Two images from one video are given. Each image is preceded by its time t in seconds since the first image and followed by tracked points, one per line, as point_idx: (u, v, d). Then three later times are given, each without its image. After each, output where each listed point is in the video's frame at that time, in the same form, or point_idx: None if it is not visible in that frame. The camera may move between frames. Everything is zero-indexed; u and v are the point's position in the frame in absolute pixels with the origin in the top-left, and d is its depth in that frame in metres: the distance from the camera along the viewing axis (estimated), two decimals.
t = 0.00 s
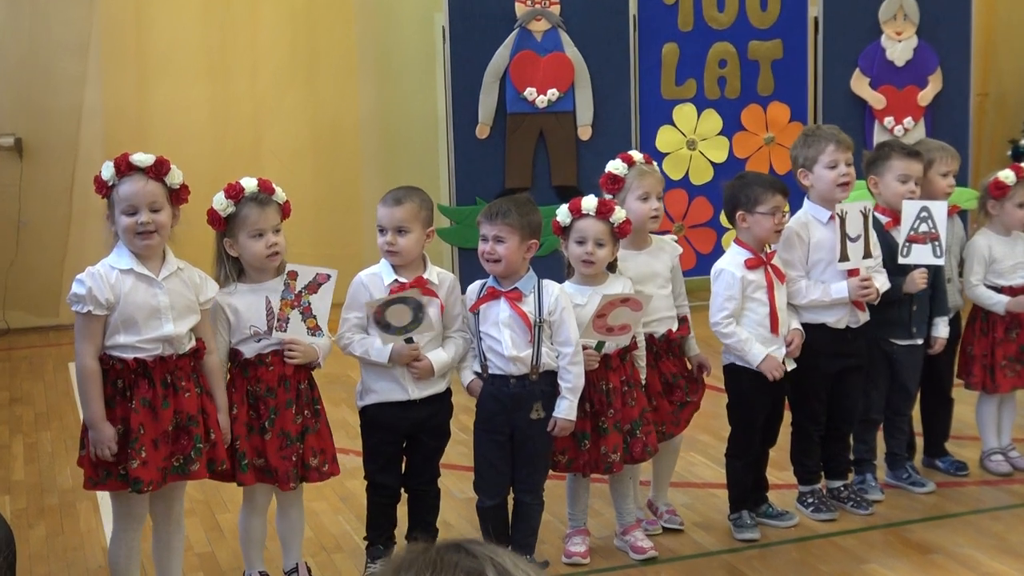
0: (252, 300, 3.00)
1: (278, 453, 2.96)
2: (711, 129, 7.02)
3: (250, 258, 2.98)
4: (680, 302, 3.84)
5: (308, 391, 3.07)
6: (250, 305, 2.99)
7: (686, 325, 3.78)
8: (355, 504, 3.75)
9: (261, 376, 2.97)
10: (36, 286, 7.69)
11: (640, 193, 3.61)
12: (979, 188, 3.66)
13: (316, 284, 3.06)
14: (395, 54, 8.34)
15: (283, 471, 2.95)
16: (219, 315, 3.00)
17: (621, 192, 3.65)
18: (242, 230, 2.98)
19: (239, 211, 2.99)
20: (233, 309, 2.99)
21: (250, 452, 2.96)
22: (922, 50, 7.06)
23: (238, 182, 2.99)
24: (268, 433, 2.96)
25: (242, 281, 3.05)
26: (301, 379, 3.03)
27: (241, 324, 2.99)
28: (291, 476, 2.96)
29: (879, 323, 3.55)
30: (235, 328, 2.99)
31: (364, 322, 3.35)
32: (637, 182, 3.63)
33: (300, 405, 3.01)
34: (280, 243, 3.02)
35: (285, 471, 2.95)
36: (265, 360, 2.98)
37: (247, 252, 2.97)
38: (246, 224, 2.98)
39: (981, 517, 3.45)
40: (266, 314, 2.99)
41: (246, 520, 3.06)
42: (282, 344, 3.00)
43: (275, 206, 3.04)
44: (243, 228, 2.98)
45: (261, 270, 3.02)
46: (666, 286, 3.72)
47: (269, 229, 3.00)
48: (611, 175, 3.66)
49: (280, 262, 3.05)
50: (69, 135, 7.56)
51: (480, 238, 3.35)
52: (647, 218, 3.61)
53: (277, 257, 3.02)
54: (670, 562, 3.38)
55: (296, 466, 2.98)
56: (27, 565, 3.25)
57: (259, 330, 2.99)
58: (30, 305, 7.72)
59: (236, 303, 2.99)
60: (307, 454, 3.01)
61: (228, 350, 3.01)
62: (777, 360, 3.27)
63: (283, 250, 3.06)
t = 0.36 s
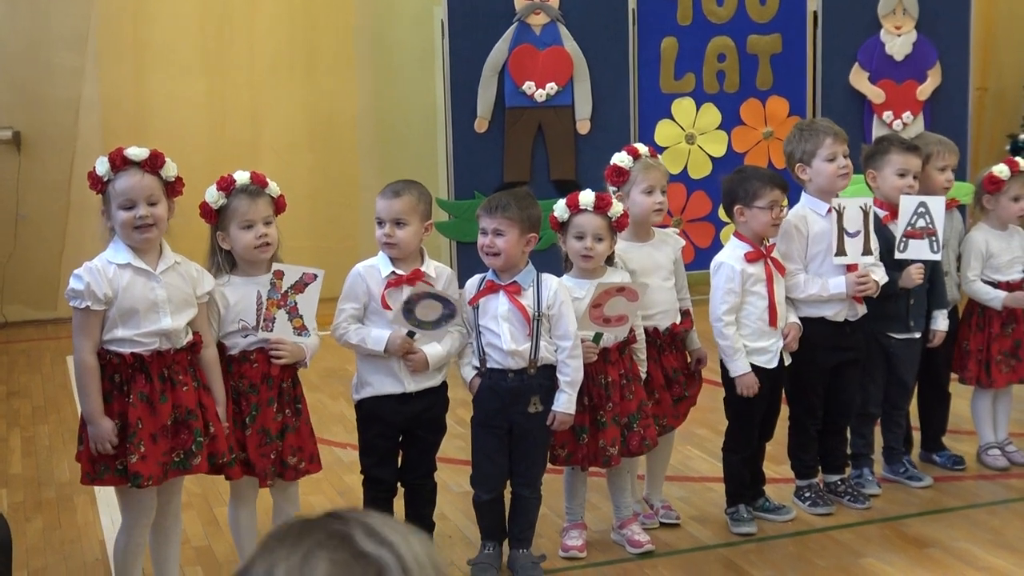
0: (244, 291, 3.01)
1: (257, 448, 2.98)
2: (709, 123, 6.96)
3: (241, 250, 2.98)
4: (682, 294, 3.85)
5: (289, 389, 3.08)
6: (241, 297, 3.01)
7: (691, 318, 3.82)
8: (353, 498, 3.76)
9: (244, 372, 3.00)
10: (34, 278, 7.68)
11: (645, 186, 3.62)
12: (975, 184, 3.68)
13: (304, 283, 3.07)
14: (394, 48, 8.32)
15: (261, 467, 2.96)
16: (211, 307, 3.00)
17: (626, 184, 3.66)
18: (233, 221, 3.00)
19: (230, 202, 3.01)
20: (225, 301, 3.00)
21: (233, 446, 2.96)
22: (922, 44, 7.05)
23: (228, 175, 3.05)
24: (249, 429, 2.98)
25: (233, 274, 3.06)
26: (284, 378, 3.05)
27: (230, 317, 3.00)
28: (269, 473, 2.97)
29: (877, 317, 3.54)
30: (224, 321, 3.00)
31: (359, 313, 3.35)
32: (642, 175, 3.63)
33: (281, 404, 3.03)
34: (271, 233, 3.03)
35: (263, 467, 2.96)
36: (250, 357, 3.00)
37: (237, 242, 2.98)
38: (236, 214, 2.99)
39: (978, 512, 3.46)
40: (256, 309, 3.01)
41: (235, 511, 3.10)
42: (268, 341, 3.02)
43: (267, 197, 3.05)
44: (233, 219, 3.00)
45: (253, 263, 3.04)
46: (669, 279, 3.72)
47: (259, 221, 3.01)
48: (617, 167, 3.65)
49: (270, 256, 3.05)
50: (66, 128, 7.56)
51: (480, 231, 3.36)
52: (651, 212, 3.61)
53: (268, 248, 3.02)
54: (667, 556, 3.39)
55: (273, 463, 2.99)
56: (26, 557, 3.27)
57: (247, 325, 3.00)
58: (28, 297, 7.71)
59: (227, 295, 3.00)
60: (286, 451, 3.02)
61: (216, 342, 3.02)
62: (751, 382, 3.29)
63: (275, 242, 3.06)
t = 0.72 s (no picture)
0: (217, 289, 3.01)
1: (234, 446, 2.99)
2: (685, 119, 7.00)
3: (218, 247, 2.99)
4: (658, 291, 3.84)
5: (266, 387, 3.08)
6: (216, 294, 3.01)
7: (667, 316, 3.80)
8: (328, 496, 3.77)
9: (220, 370, 2.99)
10: (13, 277, 7.65)
11: (626, 182, 3.57)
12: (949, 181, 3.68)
13: (275, 281, 3.04)
14: (372, 45, 8.19)
15: (238, 465, 2.98)
16: (186, 303, 2.99)
17: (606, 180, 3.61)
18: (211, 219, 3.00)
19: (209, 199, 3.01)
20: (200, 298, 2.99)
21: (209, 444, 2.97)
22: (895, 42, 7.07)
23: (211, 170, 3.04)
24: (225, 426, 2.98)
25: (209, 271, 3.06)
26: (261, 376, 3.05)
27: (204, 314, 3.00)
28: (245, 471, 2.99)
29: (848, 312, 3.57)
30: (199, 318, 3.00)
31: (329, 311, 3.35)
32: (622, 172, 3.59)
33: (257, 401, 3.03)
34: (250, 232, 3.03)
35: (240, 466, 2.98)
36: (224, 355, 3.00)
37: (215, 239, 2.99)
38: (215, 212, 3.00)
39: (951, 506, 3.49)
40: (230, 307, 3.00)
41: (211, 509, 3.11)
42: (241, 340, 3.01)
43: (246, 195, 3.05)
44: (212, 216, 3.00)
45: (229, 260, 3.04)
46: (648, 275, 3.71)
47: (237, 219, 3.02)
48: (597, 164, 3.60)
49: (246, 254, 3.05)
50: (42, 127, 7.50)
51: (454, 229, 3.36)
52: (631, 209, 3.57)
53: (246, 246, 3.02)
54: (643, 552, 3.40)
55: (250, 461, 3.00)
56: None
57: (222, 322, 3.00)
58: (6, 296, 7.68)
59: (202, 291, 3.00)
60: (262, 450, 3.03)
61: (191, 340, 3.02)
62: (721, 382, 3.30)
63: (252, 241, 3.07)
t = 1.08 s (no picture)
0: (193, 292, 2.99)
1: (212, 447, 2.97)
2: (654, 121, 6.90)
3: (191, 251, 2.97)
4: (629, 293, 3.82)
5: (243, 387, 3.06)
6: (191, 296, 2.98)
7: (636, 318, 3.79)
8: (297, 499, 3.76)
9: (196, 370, 2.97)
10: None
11: (595, 184, 3.56)
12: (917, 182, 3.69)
13: (250, 282, 3.01)
14: (339, 42, 8.03)
15: (216, 466, 2.96)
16: (161, 306, 2.97)
17: (575, 183, 3.60)
18: (185, 221, 2.99)
19: (184, 202, 3.00)
20: (175, 300, 2.97)
21: (186, 445, 2.95)
22: (864, 43, 7.08)
23: (186, 172, 3.03)
24: (203, 427, 2.96)
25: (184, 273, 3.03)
26: (238, 376, 3.02)
27: (181, 316, 2.97)
28: (224, 472, 2.97)
29: (814, 313, 3.59)
30: (174, 320, 2.97)
31: (300, 314, 3.36)
32: (592, 173, 3.58)
33: (235, 401, 3.01)
34: (223, 235, 3.01)
35: (219, 466, 2.96)
36: (201, 355, 2.98)
37: (188, 243, 2.97)
38: (190, 215, 2.99)
39: (918, 505, 3.51)
40: (206, 308, 2.97)
41: (185, 514, 3.08)
42: (218, 341, 2.99)
43: (223, 199, 3.04)
44: (187, 219, 2.99)
45: (203, 263, 3.01)
46: (618, 278, 3.71)
47: (211, 222, 3.00)
48: (566, 166, 3.60)
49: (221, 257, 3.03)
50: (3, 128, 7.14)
51: (425, 231, 3.34)
52: (600, 210, 3.56)
53: (220, 249, 3.00)
54: (613, 553, 3.41)
55: (229, 462, 2.98)
56: None
57: (197, 324, 2.97)
58: None
59: (178, 293, 2.97)
60: (241, 450, 3.01)
61: (167, 342, 2.99)
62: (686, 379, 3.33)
63: (227, 244, 3.05)
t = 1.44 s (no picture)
0: (168, 298, 2.94)
1: (187, 452, 2.93)
2: (626, 125, 6.93)
3: (165, 256, 2.92)
4: (601, 298, 3.82)
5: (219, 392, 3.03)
6: (165, 301, 2.94)
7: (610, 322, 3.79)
8: (270, 505, 3.75)
9: (171, 375, 2.93)
10: None
11: (563, 190, 3.59)
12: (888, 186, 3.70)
13: (227, 288, 2.97)
14: (315, 54, 7.90)
15: (191, 471, 2.92)
16: (135, 311, 2.92)
17: (544, 189, 3.62)
18: (159, 226, 2.94)
19: (159, 207, 2.96)
20: (148, 305, 2.93)
21: (159, 451, 2.91)
22: (833, 48, 7.10)
23: (160, 177, 2.99)
24: (177, 432, 2.93)
25: (157, 279, 2.98)
26: (212, 381, 2.99)
27: (155, 321, 2.93)
28: (199, 477, 2.93)
29: (785, 318, 3.60)
30: (148, 325, 2.93)
31: (274, 319, 3.34)
32: (559, 180, 3.61)
33: (210, 406, 2.98)
34: (198, 240, 2.98)
35: (194, 471, 2.92)
36: (176, 360, 2.94)
37: (163, 246, 2.93)
38: (163, 221, 2.94)
39: (889, 507, 3.52)
40: (181, 313, 2.93)
41: (158, 521, 3.04)
42: (192, 346, 2.94)
43: (198, 206, 3.00)
44: (161, 224, 2.94)
45: (177, 269, 2.97)
46: (589, 283, 3.71)
47: (185, 229, 2.96)
48: (534, 172, 3.61)
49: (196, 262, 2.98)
50: None
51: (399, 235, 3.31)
52: (569, 217, 3.59)
53: (195, 254, 2.96)
54: (585, 557, 3.41)
55: (204, 467, 2.95)
56: None
57: (172, 329, 2.93)
58: None
59: (151, 298, 2.93)
60: (217, 455, 2.98)
61: (141, 347, 2.95)
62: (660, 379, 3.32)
63: (201, 251, 3.01)
